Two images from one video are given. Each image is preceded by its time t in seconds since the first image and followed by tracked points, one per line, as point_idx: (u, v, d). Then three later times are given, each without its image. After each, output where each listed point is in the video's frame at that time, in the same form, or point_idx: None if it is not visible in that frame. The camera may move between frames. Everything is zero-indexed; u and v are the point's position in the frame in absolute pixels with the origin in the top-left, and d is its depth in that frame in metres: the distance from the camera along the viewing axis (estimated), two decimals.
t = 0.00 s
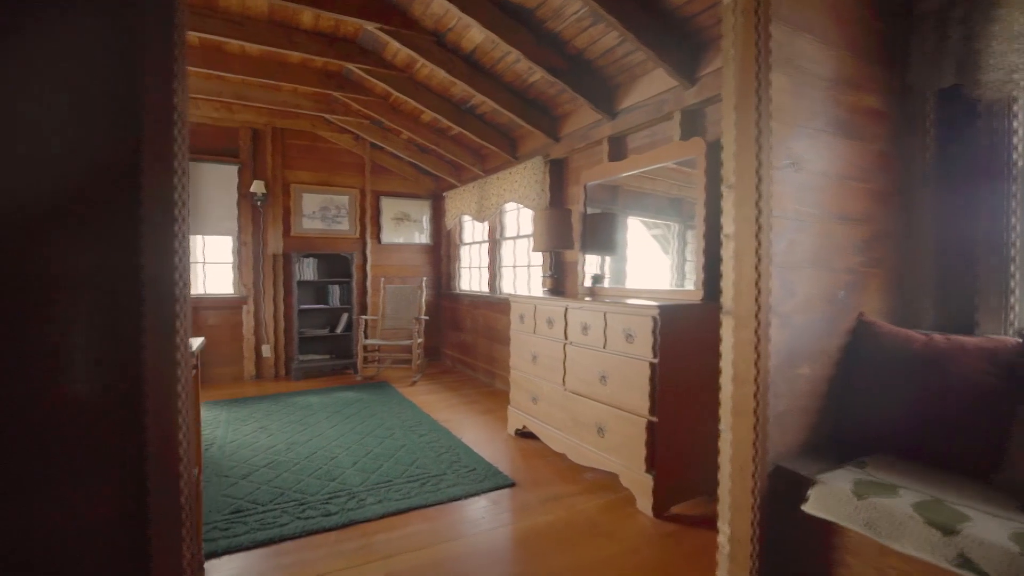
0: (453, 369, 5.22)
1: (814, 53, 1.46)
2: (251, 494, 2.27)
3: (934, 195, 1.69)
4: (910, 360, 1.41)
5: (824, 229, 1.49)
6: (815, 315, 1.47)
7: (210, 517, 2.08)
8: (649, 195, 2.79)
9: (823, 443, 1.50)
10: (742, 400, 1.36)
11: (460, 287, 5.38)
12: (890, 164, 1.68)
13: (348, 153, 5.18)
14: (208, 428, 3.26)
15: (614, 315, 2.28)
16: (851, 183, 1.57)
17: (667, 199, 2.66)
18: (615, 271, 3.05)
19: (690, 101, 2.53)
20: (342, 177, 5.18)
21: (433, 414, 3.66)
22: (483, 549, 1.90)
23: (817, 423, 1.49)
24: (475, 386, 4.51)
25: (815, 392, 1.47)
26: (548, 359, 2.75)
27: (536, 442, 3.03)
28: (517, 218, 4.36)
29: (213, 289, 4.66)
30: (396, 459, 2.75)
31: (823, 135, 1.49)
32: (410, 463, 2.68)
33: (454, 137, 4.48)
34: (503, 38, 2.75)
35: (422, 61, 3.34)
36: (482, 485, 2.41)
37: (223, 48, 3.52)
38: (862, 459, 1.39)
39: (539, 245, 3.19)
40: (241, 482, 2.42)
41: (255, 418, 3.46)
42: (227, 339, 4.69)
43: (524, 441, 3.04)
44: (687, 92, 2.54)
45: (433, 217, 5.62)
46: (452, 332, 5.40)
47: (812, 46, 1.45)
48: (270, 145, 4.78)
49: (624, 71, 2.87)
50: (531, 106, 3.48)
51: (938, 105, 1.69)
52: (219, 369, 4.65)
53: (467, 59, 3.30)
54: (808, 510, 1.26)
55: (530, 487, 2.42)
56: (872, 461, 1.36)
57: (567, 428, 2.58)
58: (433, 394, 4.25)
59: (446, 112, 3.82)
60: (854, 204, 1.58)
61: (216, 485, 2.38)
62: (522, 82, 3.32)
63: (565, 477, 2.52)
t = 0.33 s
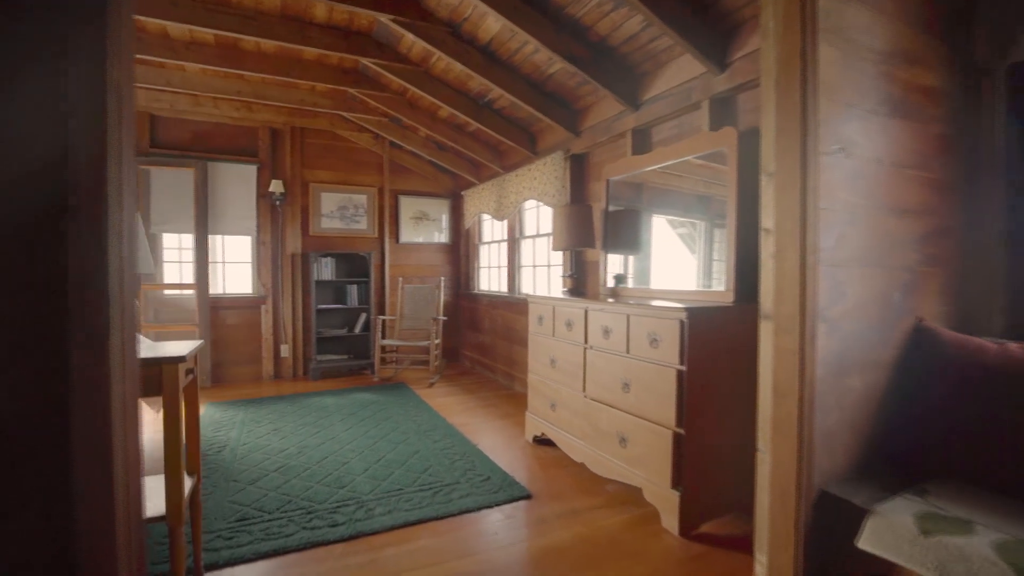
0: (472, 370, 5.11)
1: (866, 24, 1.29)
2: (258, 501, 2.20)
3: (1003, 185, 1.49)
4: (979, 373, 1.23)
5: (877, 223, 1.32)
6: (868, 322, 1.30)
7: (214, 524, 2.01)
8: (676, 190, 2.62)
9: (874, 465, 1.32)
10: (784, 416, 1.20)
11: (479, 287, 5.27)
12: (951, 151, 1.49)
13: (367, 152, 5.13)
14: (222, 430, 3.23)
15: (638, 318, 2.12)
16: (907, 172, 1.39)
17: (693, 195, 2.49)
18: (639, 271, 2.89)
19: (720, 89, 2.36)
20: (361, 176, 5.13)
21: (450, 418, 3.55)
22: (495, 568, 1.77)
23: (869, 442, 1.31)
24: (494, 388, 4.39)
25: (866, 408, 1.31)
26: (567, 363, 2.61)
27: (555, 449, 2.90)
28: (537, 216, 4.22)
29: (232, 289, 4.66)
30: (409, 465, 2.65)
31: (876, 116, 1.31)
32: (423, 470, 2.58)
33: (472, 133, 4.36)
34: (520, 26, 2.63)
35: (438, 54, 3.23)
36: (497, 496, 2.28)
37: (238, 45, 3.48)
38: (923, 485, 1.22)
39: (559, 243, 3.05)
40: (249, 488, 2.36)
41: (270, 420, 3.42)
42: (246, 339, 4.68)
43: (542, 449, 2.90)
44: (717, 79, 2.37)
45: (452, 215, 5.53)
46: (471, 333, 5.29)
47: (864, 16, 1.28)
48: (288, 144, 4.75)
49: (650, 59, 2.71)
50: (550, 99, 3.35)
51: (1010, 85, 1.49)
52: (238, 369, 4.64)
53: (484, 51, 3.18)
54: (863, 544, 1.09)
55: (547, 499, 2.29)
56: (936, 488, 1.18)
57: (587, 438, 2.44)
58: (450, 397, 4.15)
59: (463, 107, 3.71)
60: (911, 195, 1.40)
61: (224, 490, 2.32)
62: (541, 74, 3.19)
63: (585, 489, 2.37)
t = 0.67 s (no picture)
0: (495, 372, 5.00)
1: None
2: (269, 508, 2.13)
3: None
4: None
5: (948, 214, 1.14)
6: (937, 329, 1.12)
7: (222, 532, 1.95)
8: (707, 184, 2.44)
9: (943, 493, 1.15)
10: (839, 437, 1.04)
11: (502, 286, 5.16)
12: None
13: (388, 150, 5.07)
14: (241, 431, 3.20)
15: (667, 321, 1.96)
16: (982, 154, 1.20)
17: (726, 189, 2.32)
18: (668, 270, 2.71)
19: (757, 72, 2.17)
20: (382, 174, 5.08)
21: (469, 422, 3.45)
22: None
23: (937, 468, 1.14)
24: (516, 391, 4.27)
25: (934, 427, 1.13)
26: (591, 368, 2.47)
27: (578, 458, 2.75)
28: (561, 213, 4.08)
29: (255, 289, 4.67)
30: (425, 472, 2.55)
31: (947, 89, 1.13)
32: (439, 478, 2.47)
33: (494, 129, 4.25)
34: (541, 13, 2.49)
35: (456, 46, 3.13)
36: (515, 508, 2.16)
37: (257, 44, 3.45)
38: (1006, 521, 1.03)
39: (583, 242, 2.91)
40: (262, 493, 2.30)
41: (288, 422, 3.39)
42: (269, 339, 4.68)
43: (564, 457, 2.76)
44: (754, 62, 2.18)
45: (474, 214, 5.44)
46: (494, 334, 5.18)
47: None
48: (310, 143, 4.74)
49: (680, 44, 2.53)
50: (574, 90, 3.20)
51: None
52: (261, 369, 4.65)
53: (504, 41, 3.06)
54: None
55: (569, 512, 2.15)
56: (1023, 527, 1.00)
57: (612, 448, 2.29)
58: (470, 399, 4.05)
59: (483, 101, 3.60)
60: (987, 181, 1.21)
61: (236, 495, 2.27)
62: (564, 64, 3.05)
63: (609, 503, 2.23)
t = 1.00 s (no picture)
0: (518, 374, 4.89)
1: None
2: (280, 515, 2.07)
3: None
4: None
5: None
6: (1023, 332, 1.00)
7: (231, 539, 1.90)
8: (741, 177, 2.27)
9: None
10: (906, 462, 0.95)
11: (526, 287, 5.05)
12: None
13: (410, 149, 5.02)
14: (260, 432, 3.18)
15: (698, 325, 1.81)
16: None
17: (762, 182, 2.14)
18: (698, 270, 2.55)
19: (798, 54, 1.99)
20: (404, 174, 5.03)
21: (489, 426, 3.35)
22: None
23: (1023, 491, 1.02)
24: (539, 394, 4.15)
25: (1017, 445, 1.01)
26: (616, 373, 2.32)
27: (601, 467, 2.62)
28: (585, 211, 3.94)
29: (279, 289, 4.68)
30: (441, 479, 2.46)
31: None
32: (455, 487, 2.38)
33: (516, 125, 4.14)
34: None
35: (476, 38, 3.02)
36: (534, 522, 2.04)
37: (278, 43, 3.43)
38: None
39: (607, 239, 2.77)
40: (274, 498, 2.25)
41: (308, 424, 3.35)
42: (292, 339, 4.69)
43: (587, 466, 2.63)
44: (794, 43, 2.01)
45: (497, 213, 5.34)
46: (517, 336, 5.07)
47: None
48: (332, 143, 4.72)
49: (712, 28, 2.37)
50: (598, 81, 3.06)
51: None
52: (284, 369, 4.66)
53: (524, 32, 2.95)
54: None
55: (590, 528, 2.02)
56: None
57: (638, 459, 2.15)
58: (491, 402, 3.95)
59: (504, 96, 3.49)
60: None
61: (249, 499, 2.22)
62: (588, 53, 2.91)
63: (634, 518, 2.08)
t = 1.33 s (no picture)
0: (541, 378, 4.77)
1: None
2: (290, 525, 2.01)
3: None
4: None
5: None
6: None
7: (238, 548, 1.84)
8: (779, 170, 2.09)
9: None
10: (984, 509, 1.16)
11: (549, 288, 4.92)
12: None
13: (432, 148, 4.96)
14: (279, 434, 3.15)
15: (731, 331, 1.66)
16: None
17: (803, 175, 1.97)
18: (730, 270, 2.38)
19: (843, 34, 1.81)
20: (427, 174, 4.97)
21: (510, 433, 3.24)
22: None
23: None
24: (562, 399, 4.02)
25: None
26: (642, 382, 2.18)
27: (626, 480, 2.47)
28: (611, 209, 3.79)
29: (302, 290, 4.70)
30: (457, 489, 2.36)
31: None
32: (471, 497, 2.27)
33: (539, 122, 4.02)
34: None
35: (495, 30, 2.92)
36: (553, 539, 1.92)
37: (297, 42, 3.40)
38: None
39: (633, 239, 2.63)
40: (286, 505, 2.19)
41: (326, 426, 3.31)
42: (315, 339, 4.69)
43: (611, 478, 2.49)
44: (838, 23, 1.83)
45: (521, 212, 5.23)
46: (541, 338, 4.95)
47: None
48: (354, 144, 4.69)
49: (746, 11, 2.20)
50: (622, 73, 2.92)
51: None
52: (308, 369, 4.67)
53: (546, 23, 2.83)
54: None
55: (613, 548, 1.88)
56: None
57: (665, 474, 2.00)
58: (513, 407, 3.84)
59: (526, 91, 3.39)
60: None
61: (261, 506, 2.17)
62: (613, 43, 2.77)
63: (661, 538, 1.94)
